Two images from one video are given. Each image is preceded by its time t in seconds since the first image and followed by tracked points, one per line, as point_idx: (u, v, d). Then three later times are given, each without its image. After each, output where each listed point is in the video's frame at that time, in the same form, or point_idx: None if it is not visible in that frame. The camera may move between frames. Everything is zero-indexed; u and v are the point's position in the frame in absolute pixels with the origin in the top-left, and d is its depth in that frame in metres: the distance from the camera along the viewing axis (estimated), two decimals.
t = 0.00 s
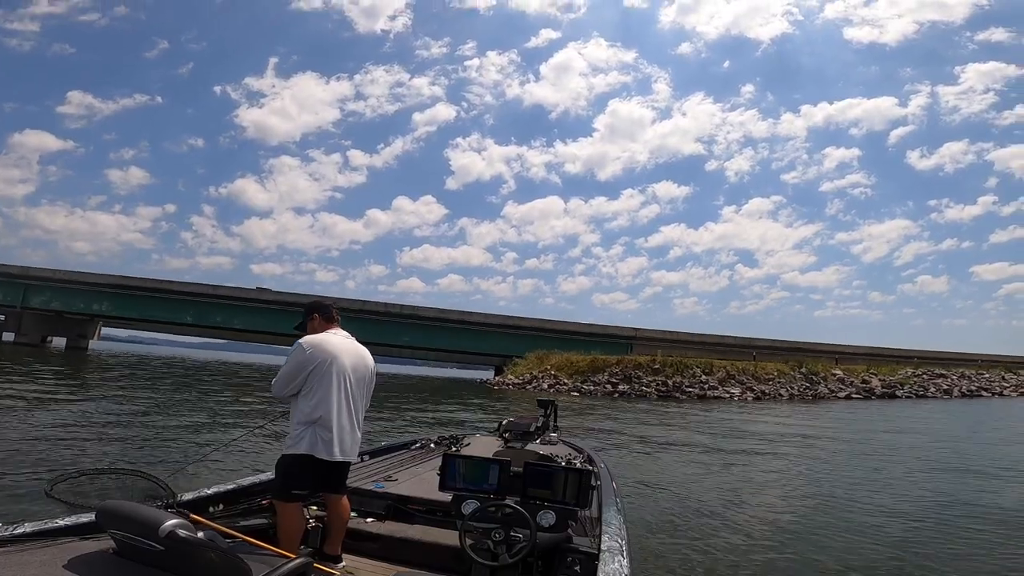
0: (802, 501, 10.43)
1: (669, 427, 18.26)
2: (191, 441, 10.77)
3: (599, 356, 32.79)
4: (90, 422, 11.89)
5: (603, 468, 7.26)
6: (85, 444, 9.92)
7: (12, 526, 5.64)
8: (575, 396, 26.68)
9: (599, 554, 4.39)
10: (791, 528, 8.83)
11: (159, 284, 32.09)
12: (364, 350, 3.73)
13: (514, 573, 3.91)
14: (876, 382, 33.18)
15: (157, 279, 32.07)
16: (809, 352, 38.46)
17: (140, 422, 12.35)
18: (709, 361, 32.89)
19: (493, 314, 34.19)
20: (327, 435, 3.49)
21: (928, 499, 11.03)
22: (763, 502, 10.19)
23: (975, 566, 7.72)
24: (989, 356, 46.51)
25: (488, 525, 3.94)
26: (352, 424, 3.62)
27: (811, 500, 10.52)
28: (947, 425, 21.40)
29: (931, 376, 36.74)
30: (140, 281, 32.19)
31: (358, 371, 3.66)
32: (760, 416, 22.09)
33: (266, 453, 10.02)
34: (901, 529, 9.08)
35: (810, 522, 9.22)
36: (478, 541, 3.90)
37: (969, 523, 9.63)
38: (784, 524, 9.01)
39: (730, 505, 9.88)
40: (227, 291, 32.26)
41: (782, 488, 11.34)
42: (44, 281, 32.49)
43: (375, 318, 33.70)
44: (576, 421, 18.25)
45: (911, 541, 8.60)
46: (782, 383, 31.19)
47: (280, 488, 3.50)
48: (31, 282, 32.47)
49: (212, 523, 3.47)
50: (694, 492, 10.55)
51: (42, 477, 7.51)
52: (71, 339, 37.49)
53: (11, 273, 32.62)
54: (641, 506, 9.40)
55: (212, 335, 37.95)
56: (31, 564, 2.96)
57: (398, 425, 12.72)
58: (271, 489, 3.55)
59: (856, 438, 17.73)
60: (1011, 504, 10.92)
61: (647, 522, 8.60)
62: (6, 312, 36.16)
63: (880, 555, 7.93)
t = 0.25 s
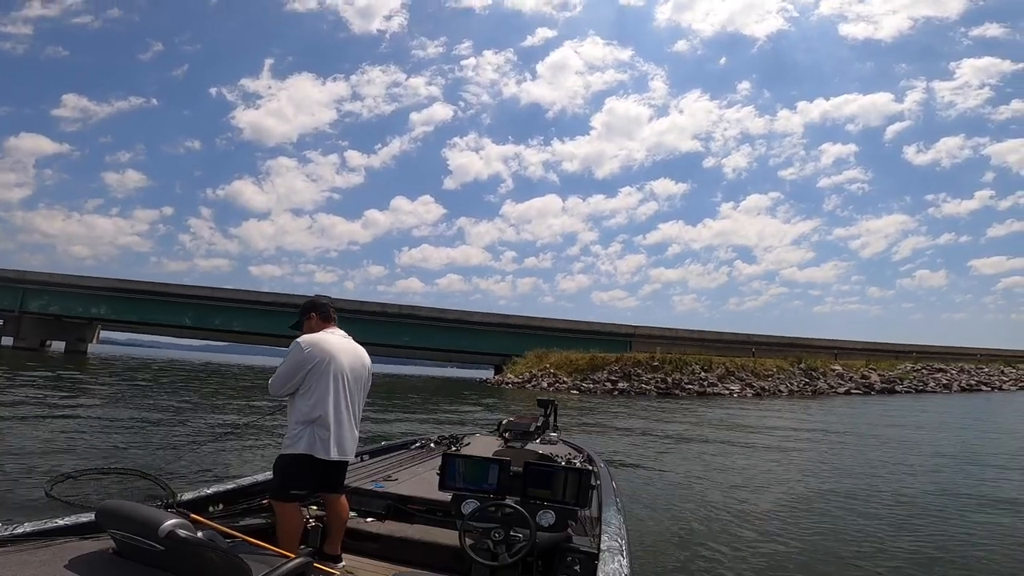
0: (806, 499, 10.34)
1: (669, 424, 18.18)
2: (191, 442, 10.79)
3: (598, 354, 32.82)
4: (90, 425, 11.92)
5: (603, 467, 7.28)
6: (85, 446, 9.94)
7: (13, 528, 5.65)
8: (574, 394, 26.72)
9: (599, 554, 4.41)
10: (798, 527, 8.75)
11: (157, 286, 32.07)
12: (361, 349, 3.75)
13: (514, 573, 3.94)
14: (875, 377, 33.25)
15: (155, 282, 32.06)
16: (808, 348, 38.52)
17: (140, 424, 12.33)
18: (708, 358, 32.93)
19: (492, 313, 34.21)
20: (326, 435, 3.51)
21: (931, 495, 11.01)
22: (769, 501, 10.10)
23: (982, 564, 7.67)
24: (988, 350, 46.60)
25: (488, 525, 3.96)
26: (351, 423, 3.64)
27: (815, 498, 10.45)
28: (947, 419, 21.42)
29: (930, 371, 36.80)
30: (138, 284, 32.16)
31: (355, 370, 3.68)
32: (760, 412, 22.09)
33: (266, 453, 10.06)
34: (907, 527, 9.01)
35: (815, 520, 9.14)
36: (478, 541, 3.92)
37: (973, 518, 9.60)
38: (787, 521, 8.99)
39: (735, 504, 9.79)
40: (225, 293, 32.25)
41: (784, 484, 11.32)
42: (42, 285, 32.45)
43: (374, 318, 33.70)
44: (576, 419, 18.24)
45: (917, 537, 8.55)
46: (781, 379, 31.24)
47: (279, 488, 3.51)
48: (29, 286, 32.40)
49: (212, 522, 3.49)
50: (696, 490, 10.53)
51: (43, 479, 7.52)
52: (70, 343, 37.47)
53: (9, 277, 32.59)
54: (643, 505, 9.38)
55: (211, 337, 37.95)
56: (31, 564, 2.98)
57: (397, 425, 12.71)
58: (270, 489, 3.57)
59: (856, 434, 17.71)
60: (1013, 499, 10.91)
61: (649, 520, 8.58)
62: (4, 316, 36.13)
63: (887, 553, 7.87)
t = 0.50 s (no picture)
0: (807, 499, 10.28)
1: (669, 422, 18.11)
2: (190, 436, 10.79)
3: (597, 351, 32.80)
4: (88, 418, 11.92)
5: (603, 467, 7.25)
6: (84, 439, 9.94)
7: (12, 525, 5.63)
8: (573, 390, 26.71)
9: (599, 554, 4.39)
10: (799, 527, 8.68)
11: (157, 279, 32.07)
12: (362, 349, 3.72)
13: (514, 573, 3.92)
14: (874, 376, 33.22)
15: (155, 275, 32.05)
16: (807, 347, 38.49)
17: (140, 418, 12.31)
18: (707, 355, 32.90)
19: (492, 309, 34.19)
20: (324, 435, 3.49)
21: (933, 496, 10.97)
22: (770, 501, 10.03)
23: (985, 566, 7.62)
24: (987, 350, 46.57)
25: (488, 524, 3.94)
26: (350, 423, 3.61)
27: (817, 498, 10.38)
28: (946, 420, 21.37)
29: (929, 371, 36.76)
30: (139, 277, 32.17)
31: (355, 369, 3.66)
32: (759, 411, 22.06)
33: (264, 448, 10.06)
34: (909, 528, 8.95)
35: (817, 520, 9.07)
36: (478, 541, 3.91)
37: (976, 520, 9.57)
38: (791, 521, 8.94)
39: (736, 504, 9.72)
40: (225, 286, 32.23)
41: (786, 484, 11.28)
42: (42, 277, 32.44)
43: (373, 313, 33.68)
44: (575, 417, 18.18)
45: (919, 539, 8.49)
46: (780, 378, 31.22)
47: (278, 488, 3.50)
48: (30, 278, 32.41)
49: (211, 522, 3.47)
50: (698, 489, 10.49)
51: (42, 474, 7.50)
52: (70, 335, 37.48)
53: (9, 269, 32.59)
54: (645, 503, 9.32)
55: (211, 330, 37.96)
56: (29, 563, 2.96)
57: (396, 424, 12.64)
58: (269, 489, 3.55)
59: (855, 433, 17.68)
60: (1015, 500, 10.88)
61: (651, 520, 8.52)
62: (4, 308, 36.13)
63: (890, 554, 7.80)
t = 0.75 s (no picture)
0: (803, 500, 10.27)
1: (666, 421, 18.07)
2: (188, 431, 10.79)
3: (597, 348, 32.77)
4: (87, 409, 11.93)
5: (602, 467, 7.22)
6: (83, 432, 9.95)
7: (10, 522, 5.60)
8: (571, 387, 26.68)
9: (599, 554, 4.35)
10: (794, 527, 8.69)
11: (159, 270, 32.07)
12: (365, 349, 3.68)
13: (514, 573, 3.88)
14: (873, 378, 33.16)
15: (156, 265, 32.06)
16: (807, 348, 38.45)
17: (138, 411, 12.27)
18: (706, 355, 32.84)
19: (492, 304, 34.16)
20: (324, 436, 3.45)
21: (932, 498, 10.96)
22: (765, 501, 10.02)
23: (980, 568, 7.62)
24: (986, 354, 46.48)
25: (488, 524, 3.90)
26: (351, 424, 3.57)
27: (813, 499, 10.37)
28: (944, 423, 21.34)
29: (928, 374, 36.70)
30: (140, 268, 32.19)
31: (357, 369, 3.61)
32: (757, 411, 22.00)
33: (263, 445, 10.06)
34: (904, 530, 8.95)
35: (812, 521, 9.08)
36: (478, 541, 3.87)
37: (976, 523, 9.55)
38: (791, 522, 8.92)
39: (732, 503, 9.71)
40: (226, 278, 32.23)
41: (786, 484, 11.27)
42: (43, 266, 32.45)
43: (374, 306, 33.66)
44: (573, 414, 18.15)
45: (913, 540, 8.49)
46: (779, 378, 31.16)
47: (277, 488, 3.47)
48: (31, 267, 32.43)
49: (211, 522, 3.44)
50: (698, 488, 10.47)
51: (40, 471, 7.46)
52: (70, 325, 37.50)
53: (11, 258, 32.60)
54: (644, 502, 9.30)
55: (212, 322, 37.96)
56: (29, 563, 2.93)
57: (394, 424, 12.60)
58: (269, 489, 3.52)
59: (853, 435, 17.67)
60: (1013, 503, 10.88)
61: (649, 519, 8.50)
62: (5, 296, 36.14)
63: (884, 556, 7.81)
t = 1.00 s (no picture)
0: (799, 500, 10.30)
1: (665, 421, 18.06)
2: (188, 428, 10.80)
3: (596, 347, 32.74)
4: (87, 404, 11.93)
5: (602, 467, 7.19)
6: (83, 427, 9.96)
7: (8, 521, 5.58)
8: (570, 386, 26.67)
9: (599, 554, 4.33)
10: (790, 527, 8.72)
11: (160, 265, 32.08)
12: (366, 349, 3.65)
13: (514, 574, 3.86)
14: (872, 380, 33.11)
15: (157, 260, 32.07)
16: (806, 349, 38.41)
17: (137, 407, 12.27)
18: (706, 355, 32.81)
19: (492, 303, 34.12)
20: (323, 437, 3.43)
21: (930, 500, 11.00)
22: (762, 500, 10.06)
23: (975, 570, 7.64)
24: (986, 357, 46.39)
25: (488, 524, 3.88)
26: (350, 426, 3.55)
27: (809, 499, 10.40)
28: (943, 425, 21.32)
29: (927, 376, 36.66)
30: (141, 263, 32.19)
31: (358, 370, 3.58)
32: (757, 412, 21.98)
33: (263, 443, 10.08)
34: (899, 531, 8.99)
35: (807, 521, 9.11)
36: (478, 541, 3.85)
37: (974, 524, 9.58)
38: (791, 523, 8.95)
39: (728, 503, 9.74)
40: (227, 274, 32.23)
41: (785, 485, 11.30)
42: (44, 260, 32.48)
43: (374, 304, 33.64)
44: (572, 413, 18.14)
45: (907, 541, 8.53)
46: (778, 379, 31.11)
47: (278, 488, 3.45)
48: (32, 261, 32.46)
49: (211, 522, 3.42)
50: (697, 488, 10.50)
51: (38, 468, 7.45)
52: (71, 319, 37.53)
53: (12, 252, 32.62)
54: (644, 502, 9.32)
55: (212, 317, 37.97)
56: (28, 563, 2.91)
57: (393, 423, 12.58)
58: (269, 489, 3.50)
59: (852, 436, 17.69)
60: (1012, 506, 10.91)
61: (649, 518, 8.52)
62: (6, 290, 36.18)
63: (879, 556, 7.84)
